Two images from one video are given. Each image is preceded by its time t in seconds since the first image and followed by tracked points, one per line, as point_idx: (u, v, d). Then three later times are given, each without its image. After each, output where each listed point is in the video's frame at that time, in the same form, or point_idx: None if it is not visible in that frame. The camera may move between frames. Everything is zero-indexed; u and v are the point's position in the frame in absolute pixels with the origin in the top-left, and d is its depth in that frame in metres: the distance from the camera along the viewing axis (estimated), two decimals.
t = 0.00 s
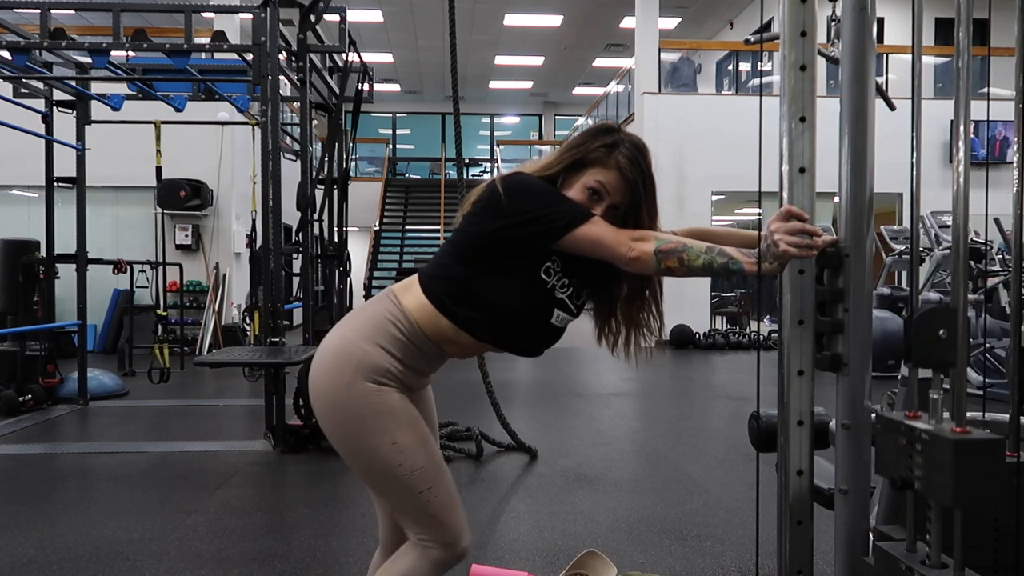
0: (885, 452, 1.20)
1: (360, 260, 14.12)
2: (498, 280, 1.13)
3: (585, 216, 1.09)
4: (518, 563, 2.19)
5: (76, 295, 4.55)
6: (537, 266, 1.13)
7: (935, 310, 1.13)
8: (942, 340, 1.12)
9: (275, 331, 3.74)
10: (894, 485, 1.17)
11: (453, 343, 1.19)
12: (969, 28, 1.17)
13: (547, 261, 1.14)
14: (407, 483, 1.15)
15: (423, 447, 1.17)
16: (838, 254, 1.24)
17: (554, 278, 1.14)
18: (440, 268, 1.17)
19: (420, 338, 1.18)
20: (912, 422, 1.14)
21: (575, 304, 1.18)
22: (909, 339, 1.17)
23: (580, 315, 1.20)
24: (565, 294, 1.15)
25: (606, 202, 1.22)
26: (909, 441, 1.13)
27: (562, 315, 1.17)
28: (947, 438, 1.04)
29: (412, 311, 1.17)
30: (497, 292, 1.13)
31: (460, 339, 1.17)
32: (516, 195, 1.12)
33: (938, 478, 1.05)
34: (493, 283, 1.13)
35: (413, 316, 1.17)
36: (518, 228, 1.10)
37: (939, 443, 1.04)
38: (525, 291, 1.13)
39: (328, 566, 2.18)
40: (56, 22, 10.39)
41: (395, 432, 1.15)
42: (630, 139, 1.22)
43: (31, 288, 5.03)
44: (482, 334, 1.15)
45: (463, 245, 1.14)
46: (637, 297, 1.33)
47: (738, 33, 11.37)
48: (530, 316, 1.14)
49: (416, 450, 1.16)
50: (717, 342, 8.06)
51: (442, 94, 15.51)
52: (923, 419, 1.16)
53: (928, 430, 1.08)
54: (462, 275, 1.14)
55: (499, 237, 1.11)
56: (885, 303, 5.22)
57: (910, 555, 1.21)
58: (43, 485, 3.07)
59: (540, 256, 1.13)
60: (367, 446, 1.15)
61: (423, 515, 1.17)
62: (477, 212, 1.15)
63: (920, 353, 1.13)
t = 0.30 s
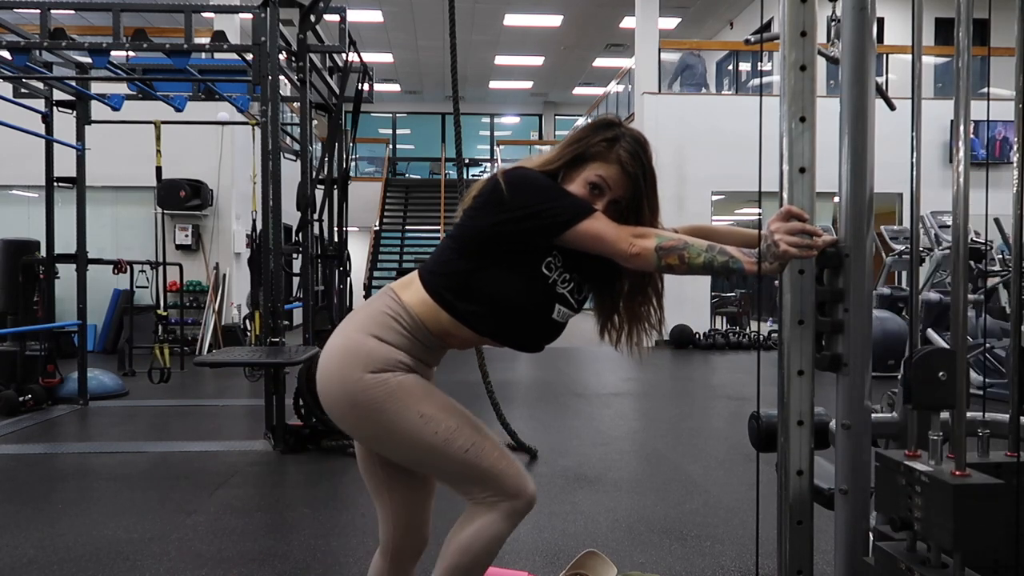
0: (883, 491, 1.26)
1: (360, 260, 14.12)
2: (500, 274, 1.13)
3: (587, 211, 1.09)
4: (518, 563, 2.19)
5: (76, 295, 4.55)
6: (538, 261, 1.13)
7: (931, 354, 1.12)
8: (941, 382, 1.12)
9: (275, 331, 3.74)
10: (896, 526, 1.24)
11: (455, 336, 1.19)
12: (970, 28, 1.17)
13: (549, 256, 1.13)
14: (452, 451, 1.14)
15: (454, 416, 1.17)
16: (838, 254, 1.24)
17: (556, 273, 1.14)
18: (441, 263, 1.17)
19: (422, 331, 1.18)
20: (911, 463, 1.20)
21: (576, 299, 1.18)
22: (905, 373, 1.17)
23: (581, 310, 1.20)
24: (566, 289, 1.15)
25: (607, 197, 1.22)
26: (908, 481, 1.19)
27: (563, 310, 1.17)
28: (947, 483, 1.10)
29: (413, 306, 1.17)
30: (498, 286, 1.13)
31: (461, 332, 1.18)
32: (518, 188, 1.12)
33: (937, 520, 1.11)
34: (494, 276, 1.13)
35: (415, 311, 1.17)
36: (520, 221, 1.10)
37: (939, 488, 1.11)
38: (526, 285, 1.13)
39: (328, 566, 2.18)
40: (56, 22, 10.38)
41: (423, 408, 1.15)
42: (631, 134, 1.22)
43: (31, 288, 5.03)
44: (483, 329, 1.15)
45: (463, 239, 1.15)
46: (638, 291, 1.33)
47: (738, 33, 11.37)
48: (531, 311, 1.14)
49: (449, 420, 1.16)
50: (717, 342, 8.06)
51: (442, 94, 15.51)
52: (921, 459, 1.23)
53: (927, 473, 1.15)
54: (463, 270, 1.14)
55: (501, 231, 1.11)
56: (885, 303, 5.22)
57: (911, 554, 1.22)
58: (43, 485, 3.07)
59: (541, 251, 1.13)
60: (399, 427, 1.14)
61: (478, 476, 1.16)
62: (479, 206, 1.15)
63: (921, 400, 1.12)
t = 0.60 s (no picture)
0: (883, 492, 1.26)
1: (360, 260, 14.12)
2: (494, 276, 1.13)
3: (585, 215, 1.09)
4: (518, 563, 2.19)
5: (76, 295, 4.55)
6: (531, 267, 1.13)
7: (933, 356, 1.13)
8: (941, 386, 1.12)
9: (275, 331, 3.74)
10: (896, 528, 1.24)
11: (443, 334, 1.19)
12: (970, 28, 1.17)
13: (541, 264, 1.14)
14: (464, 412, 1.13)
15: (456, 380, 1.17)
16: (838, 254, 1.24)
17: (547, 282, 1.14)
18: (436, 262, 1.17)
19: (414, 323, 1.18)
20: (911, 466, 1.20)
21: (567, 309, 1.18)
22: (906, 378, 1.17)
23: (572, 320, 1.20)
24: (556, 299, 1.15)
25: (606, 201, 1.22)
26: (908, 484, 1.19)
27: (551, 319, 1.16)
28: (947, 486, 1.10)
29: (403, 301, 1.18)
30: (491, 289, 1.13)
31: (449, 331, 1.18)
32: (518, 192, 1.13)
33: (937, 525, 1.12)
34: (488, 279, 1.13)
35: (405, 307, 1.17)
36: (517, 223, 1.10)
37: (939, 492, 1.11)
38: (518, 290, 1.13)
39: (328, 566, 2.18)
40: (56, 21, 10.39)
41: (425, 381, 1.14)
42: (630, 139, 1.23)
43: (31, 288, 5.03)
44: (474, 330, 1.15)
45: (460, 239, 1.15)
46: (637, 296, 1.33)
47: (738, 33, 11.37)
48: (522, 316, 1.13)
49: (454, 385, 1.14)
50: (717, 342, 8.06)
51: (442, 94, 15.51)
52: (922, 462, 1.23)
53: (927, 477, 1.15)
54: (459, 268, 1.14)
55: (496, 230, 1.11)
56: (885, 303, 5.21)
57: (910, 555, 1.21)
58: (43, 485, 3.07)
59: (536, 256, 1.13)
60: (406, 403, 1.12)
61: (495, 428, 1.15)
62: (478, 206, 1.15)
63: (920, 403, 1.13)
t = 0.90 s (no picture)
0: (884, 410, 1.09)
1: (360, 260, 14.12)
2: (485, 291, 1.14)
3: (580, 224, 1.09)
4: (518, 563, 2.19)
5: (76, 295, 4.55)
6: (521, 283, 1.14)
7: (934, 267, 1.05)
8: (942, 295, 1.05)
9: (275, 331, 3.74)
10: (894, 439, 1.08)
11: (428, 347, 1.19)
12: (969, 28, 1.18)
13: (532, 281, 1.14)
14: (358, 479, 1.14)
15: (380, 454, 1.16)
16: (838, 254, 1.24)
17: (536, 299, 1.15)
18: (431, 272, 1.18)
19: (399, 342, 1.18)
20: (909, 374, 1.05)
21: (557, 329, 1.19)
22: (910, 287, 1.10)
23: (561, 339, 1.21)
24: (545, 318, 1.17)
25: (600, 210, 1.22)
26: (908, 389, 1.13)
27: (538, 337, 1.18)
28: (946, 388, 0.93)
29: (395, 310, 1.18)
30: (482, 306, 1.14)
31: (437, 342, 1.18)
32: (512, 207, 1.13)
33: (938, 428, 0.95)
34: (480, 295, 1.14)
35: (396, 316, 1.17)
36: (509, 238, 1.11)
37: (938, 396, 0.94)
38: (507, 304, 1.14)
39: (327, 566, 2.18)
40: (56, 21, 10.39)
41: (354, 436, 1.15)
42: (617, 148, 1.22)
43: (31, 288, 5.03)
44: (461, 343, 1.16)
45: (455, 253, 1.15)
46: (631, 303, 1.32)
47: (738, 33, 11.36)
48: (510, 331, 1.15)
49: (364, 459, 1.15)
50: (717, 342, 8.06)
51: (442, 94, 15.51)
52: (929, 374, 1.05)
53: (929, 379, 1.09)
54: (451, 280, 1.15)
55: (488, 245, 1.12)
56: (885, 303, 5.21)
57: (910, 555, 1.21)
58: (43, 485, 3.07)
59: (528, 272, 1.14)
60: (329, 440, 1.15)
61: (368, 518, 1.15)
62: (472, 223, 1.15)
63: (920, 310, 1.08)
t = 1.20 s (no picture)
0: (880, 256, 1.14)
1: (360, 260, 14.13)
2: (489, 297, 1.15)
3: (581, 232, 1.10)
4: (518, 563, 2.19)
5: (76, 295, 4.55)
6: (526, 286, 1.15)
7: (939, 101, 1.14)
8: (944, 130, 1.13)
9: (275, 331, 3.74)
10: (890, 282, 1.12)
11: (430, 355, 1.18)
12: (969, 28, 1.18)
13: (537, 284, 1.15)
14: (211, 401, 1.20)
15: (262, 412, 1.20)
16: (838, 254, 1.24)
17: (542, 301, 1.15)
18: (436, 279, 1.19)
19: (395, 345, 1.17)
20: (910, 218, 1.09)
21: (564, 332, 1.19)
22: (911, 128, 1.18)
23: (568, 342, 1.20)
24: (551, 320, 1.16)
25: (600, 214, 1.22)
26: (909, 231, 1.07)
27: (544, 339, 1.16)
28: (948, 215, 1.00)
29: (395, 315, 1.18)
30: (485, 312, 1.14)
31: (440, 349, 1.17)
32: (512, 216, 1.14)
33: (940, 258, 1.01)
34: (483, 300, 1.15)
35: (394, 321, 1.17)
36: (508, 245, 1.12)
37: (942, 225, 1.00)
38: (511, 309, 1.14)
39: (327, 566, 2.18)
40: (56, 21, 10.39)
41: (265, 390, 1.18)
42: (616, 149, 1.23)
43: (31, 288, 5.03)
44: (465, 348, 1.15)
45: (460, 259, 1.16)
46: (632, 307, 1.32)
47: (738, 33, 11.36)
48: (515, 336, 1.14)
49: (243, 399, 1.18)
50: (717, 342, 8.06)
51: (442, 93, 15.51)
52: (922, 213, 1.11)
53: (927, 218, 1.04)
54: (453, 287, 1.16)
55: (490, 252, 1.13)
56: (885, 303, 5.21)
57: (910, 555, 1.22)
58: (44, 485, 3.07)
59: (532, 276, 1.14)
60: (244, 379, 1.18)
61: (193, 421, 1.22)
62: (473, 231, 1.17)
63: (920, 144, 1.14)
